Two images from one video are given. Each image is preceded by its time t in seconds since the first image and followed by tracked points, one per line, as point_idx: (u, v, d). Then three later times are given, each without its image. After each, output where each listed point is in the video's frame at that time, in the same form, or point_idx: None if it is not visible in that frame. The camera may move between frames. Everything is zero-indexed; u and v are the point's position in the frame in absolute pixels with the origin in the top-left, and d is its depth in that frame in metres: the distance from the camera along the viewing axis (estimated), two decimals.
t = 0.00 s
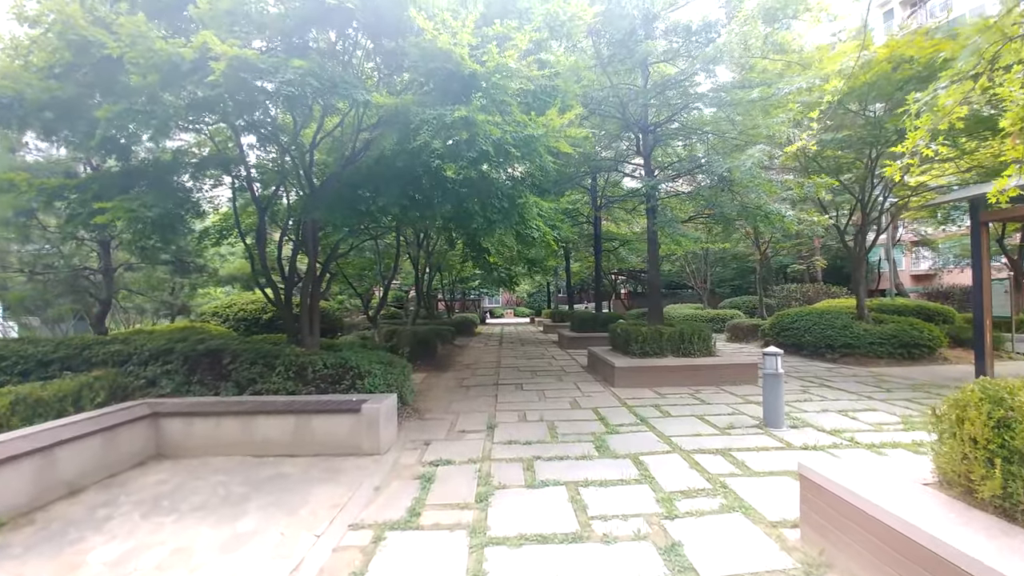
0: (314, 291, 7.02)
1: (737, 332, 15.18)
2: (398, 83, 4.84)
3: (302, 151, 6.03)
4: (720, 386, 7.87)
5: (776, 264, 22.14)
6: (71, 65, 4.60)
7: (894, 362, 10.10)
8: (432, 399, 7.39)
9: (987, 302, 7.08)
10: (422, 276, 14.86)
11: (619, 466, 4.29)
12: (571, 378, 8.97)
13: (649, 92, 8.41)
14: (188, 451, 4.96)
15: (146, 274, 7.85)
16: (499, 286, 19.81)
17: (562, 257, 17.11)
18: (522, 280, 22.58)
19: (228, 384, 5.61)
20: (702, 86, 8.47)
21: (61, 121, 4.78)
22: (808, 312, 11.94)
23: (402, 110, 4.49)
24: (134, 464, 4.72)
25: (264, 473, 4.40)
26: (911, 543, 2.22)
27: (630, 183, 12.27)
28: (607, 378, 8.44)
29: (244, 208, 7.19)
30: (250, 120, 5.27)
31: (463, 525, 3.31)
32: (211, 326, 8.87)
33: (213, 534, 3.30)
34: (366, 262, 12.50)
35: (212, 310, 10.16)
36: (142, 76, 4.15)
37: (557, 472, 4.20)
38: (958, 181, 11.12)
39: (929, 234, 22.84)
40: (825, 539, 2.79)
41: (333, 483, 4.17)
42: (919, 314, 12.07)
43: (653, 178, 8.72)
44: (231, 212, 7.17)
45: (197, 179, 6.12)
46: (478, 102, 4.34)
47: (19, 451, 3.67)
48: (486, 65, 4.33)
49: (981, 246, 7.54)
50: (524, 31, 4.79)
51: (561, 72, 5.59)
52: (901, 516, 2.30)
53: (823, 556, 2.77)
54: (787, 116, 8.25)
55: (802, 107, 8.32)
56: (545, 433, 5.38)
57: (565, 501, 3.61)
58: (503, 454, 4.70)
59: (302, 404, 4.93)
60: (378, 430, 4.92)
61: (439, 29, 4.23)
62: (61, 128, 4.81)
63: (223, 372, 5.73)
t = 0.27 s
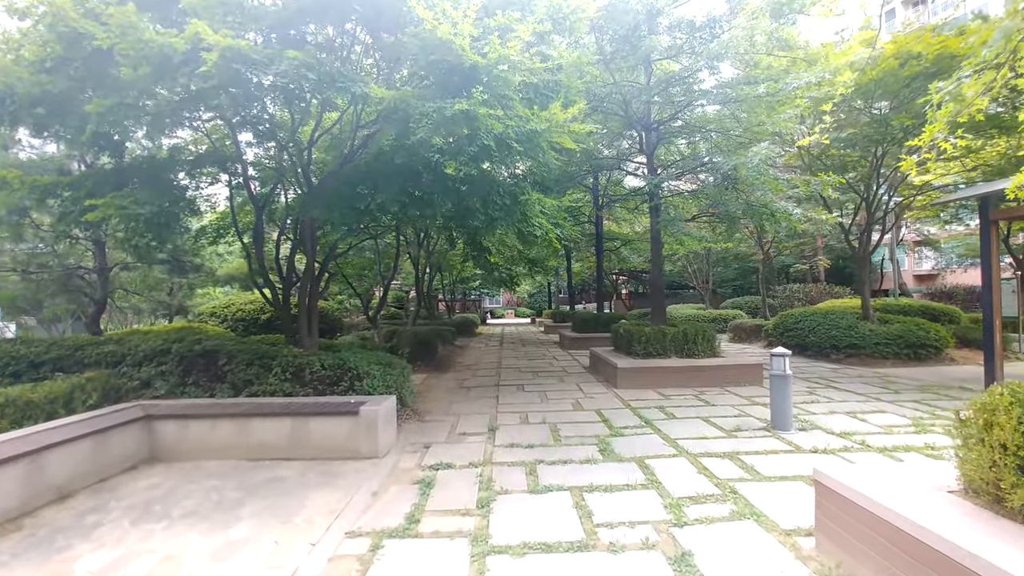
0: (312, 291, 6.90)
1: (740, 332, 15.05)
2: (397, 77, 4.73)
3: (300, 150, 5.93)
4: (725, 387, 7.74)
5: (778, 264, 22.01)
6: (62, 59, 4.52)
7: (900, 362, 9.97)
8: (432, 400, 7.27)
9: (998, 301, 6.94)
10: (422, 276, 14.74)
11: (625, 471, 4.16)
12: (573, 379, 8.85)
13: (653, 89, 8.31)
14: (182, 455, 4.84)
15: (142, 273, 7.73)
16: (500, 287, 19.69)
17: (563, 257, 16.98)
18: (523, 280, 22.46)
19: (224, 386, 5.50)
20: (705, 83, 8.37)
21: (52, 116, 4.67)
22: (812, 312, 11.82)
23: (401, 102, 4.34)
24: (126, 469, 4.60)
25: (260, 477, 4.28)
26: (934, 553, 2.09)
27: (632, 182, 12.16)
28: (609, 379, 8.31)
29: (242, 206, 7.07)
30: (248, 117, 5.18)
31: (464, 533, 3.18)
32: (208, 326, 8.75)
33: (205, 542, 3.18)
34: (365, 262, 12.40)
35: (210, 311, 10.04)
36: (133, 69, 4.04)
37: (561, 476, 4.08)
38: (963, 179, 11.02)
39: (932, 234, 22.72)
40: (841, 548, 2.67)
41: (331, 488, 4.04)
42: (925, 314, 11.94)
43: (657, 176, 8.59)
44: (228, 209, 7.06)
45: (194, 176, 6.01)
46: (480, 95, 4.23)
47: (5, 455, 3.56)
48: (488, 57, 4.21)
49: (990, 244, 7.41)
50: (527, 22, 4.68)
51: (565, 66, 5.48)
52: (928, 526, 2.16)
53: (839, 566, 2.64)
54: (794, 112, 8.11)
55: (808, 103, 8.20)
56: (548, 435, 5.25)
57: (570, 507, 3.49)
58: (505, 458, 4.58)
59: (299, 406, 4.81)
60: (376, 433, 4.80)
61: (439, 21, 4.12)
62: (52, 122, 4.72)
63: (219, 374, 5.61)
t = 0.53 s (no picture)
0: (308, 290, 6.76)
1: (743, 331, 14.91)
2: (395, 70, 4.69)
3: (294, 145, 5.84)
4: (729, 387, 7.60)
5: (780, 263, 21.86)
6: (48, 50, 4.38)
7: (906, 362, 9.83)
8: (431, 401, 7.13)
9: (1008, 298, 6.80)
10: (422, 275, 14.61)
11: (630, 475, 4.01)
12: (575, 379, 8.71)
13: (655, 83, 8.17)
14: (173, 458, 4.71)
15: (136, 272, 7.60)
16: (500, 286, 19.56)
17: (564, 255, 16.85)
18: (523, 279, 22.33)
19: (217, 386, 5.36)
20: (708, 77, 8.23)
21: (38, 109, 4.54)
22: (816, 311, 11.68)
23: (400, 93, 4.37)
24: (114, 472, 4.46)
25: (252, 481, 4.14)
26: (960, 561, 1.97)
27: (634, 180, 12.03)
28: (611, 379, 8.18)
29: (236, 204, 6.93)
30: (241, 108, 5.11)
31: (462, 541, 3.04)
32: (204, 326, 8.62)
33: (192, 550, 3.05)
34: (364, 261, 12.26)
35: (207, 310, 9.91)
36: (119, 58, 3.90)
37: (563, 480, 3.94)
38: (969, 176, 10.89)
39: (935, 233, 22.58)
40: (860, 557, 2.52)
41: (324, 493, 3.90)
42: (930, 313, 11.80)
43: (660, 172, 8.46)
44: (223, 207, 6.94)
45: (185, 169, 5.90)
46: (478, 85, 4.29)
47: None
48: (486, 44, 4.25)
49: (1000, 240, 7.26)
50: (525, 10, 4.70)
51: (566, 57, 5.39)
52: (954, 534, 2.03)
53: None
54: (801, 105, 7.97)
55: (814, 97, 8.07)
56: (549, 437, 5.11)
57: (573, 513, 3.35)
58: (505, 461, 4.44)
59: (293, 407, 4.67)
60: (373, 435, 4.66)
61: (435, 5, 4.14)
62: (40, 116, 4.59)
63: (212, 374, 5.47)
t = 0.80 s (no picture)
0: (302, 289, 6.61)
1: (745, 331, 14.74)
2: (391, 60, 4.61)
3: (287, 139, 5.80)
4: (733, 389, 7.44)
5: (782, 262, 21.72)
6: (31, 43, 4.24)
7: (913, 362, 9.66)
8: (429, 403, 6.98)
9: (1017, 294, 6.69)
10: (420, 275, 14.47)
11: (633, 481, 3.85)
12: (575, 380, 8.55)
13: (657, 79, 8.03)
14: (161, 463, 4.56)
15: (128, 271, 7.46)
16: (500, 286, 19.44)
17: (564, 254, 16.71)
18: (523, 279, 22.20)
19: (208, 389, 5.20)
20: (711, 72, 8.11)
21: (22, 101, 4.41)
22: (820, 310, 11.53)
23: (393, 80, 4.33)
24: (99, 477, 4.31)
25: (240, 488, 3.99)
26: None
27: (635, 178, 11.87)
28: (613, 380, 8.02)
29: (231, 203, 6.82)
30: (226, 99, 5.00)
31: (457, 552, 2.89)
32: (198, 326, 8.47)
33: (173, 562, 2.89)
34: (362, 260, 12.11)
35: (202, 310, 9.75)
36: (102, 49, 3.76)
37: (563, 487, 3.78)
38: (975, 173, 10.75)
39: (937, 232, 22.43)
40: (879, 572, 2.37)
41: (315, 500, 3.74)
42: (936, 312, 11.64)
43: (662, 169, 8.30)
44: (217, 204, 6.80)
45: (177, 166, 5.78)
46: (478, 77, 4.38)
47: None
48: (485, 31, 4.26)
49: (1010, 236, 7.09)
50: None
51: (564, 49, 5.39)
52: (976, 546, 1.90)
53: None
54: (808, 99, 7.81)
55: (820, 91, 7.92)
56: (550, 441, 4.94)
57: (575, 523, 3.20)
58: (504, 466, 4.29)
59: (285, 410, 4.51)
60: (367, 438, 4.51)
61: None
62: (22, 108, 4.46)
63: (203, 376, 5.32)
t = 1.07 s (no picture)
0: (297, 289, 6.47)
1: (747, 331, 14.61)
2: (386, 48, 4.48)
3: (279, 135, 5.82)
4: (736, 391, 7.30)
5: (784, 262, 21.59)
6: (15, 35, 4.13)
7: (919, 363, 9.51)
8: (426, 404, 6.84)
9: None
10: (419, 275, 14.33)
11: (636, 488, 3.70)
12: (575, 381, 8.41)
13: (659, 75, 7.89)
14: (148, 468, 4.42)
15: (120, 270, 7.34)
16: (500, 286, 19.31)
17: (565, 254, 16.57)
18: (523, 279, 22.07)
19: (198, 391, 5.06)
20: (714, 67, 7.98)
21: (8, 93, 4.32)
22: (823, 310, 11.39)
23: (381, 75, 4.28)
24: (83, 483, 4.17)
25: (228, 495, 3.84)
26: None
27: (636, 176, 11.73)
28: (614, 381, 7.89)
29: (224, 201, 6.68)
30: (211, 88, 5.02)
31: (452, 565, 2.74)
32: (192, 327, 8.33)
33: None
34: (360, 260, 11.97)
35: (197, 311, 9.61)
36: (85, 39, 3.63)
37: (564, 494, 3.64)
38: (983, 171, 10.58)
39: (939, 232, 22.31)
40: None
41: (305, 508, 3.59)
42: (941, 312, 11.49)
43: (664, 166, 8.17)
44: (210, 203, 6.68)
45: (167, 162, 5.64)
46: (470, 65, 4.38)
47: None
48: (480, 19, 4.16)
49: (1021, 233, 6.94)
50: None
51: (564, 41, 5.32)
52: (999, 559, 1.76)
53: None
54: (813, 95, 7.67)
55: (827, 86, 7.75)
56: (550, 445, 4.80)
57: (576, 533, 3.05)
58: (503, 471, 4.14)
59: (277, 414, 4.37)
60: (361, 443, 4.36)
61: None
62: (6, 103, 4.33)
63: (193, 378, 5.18)
